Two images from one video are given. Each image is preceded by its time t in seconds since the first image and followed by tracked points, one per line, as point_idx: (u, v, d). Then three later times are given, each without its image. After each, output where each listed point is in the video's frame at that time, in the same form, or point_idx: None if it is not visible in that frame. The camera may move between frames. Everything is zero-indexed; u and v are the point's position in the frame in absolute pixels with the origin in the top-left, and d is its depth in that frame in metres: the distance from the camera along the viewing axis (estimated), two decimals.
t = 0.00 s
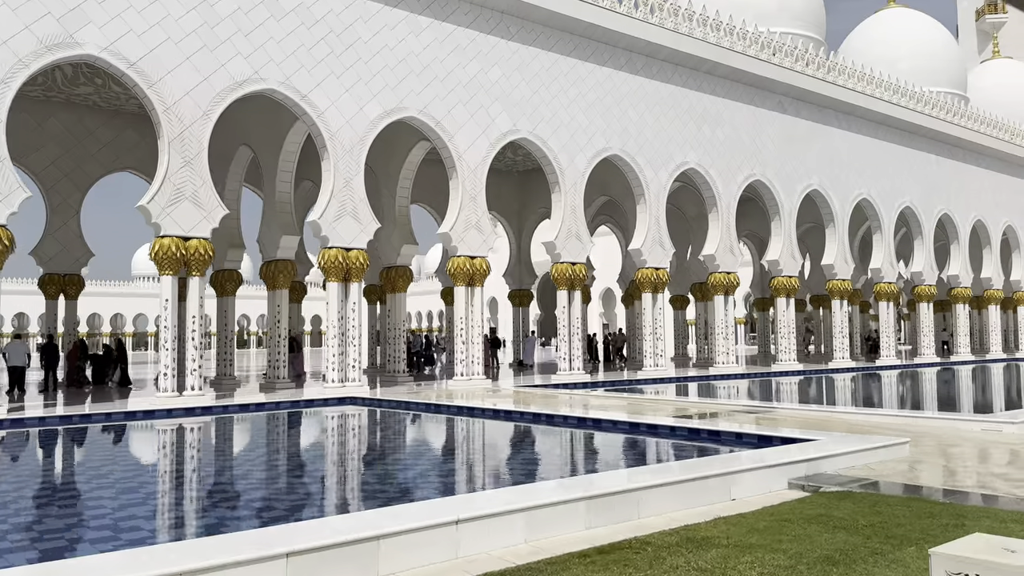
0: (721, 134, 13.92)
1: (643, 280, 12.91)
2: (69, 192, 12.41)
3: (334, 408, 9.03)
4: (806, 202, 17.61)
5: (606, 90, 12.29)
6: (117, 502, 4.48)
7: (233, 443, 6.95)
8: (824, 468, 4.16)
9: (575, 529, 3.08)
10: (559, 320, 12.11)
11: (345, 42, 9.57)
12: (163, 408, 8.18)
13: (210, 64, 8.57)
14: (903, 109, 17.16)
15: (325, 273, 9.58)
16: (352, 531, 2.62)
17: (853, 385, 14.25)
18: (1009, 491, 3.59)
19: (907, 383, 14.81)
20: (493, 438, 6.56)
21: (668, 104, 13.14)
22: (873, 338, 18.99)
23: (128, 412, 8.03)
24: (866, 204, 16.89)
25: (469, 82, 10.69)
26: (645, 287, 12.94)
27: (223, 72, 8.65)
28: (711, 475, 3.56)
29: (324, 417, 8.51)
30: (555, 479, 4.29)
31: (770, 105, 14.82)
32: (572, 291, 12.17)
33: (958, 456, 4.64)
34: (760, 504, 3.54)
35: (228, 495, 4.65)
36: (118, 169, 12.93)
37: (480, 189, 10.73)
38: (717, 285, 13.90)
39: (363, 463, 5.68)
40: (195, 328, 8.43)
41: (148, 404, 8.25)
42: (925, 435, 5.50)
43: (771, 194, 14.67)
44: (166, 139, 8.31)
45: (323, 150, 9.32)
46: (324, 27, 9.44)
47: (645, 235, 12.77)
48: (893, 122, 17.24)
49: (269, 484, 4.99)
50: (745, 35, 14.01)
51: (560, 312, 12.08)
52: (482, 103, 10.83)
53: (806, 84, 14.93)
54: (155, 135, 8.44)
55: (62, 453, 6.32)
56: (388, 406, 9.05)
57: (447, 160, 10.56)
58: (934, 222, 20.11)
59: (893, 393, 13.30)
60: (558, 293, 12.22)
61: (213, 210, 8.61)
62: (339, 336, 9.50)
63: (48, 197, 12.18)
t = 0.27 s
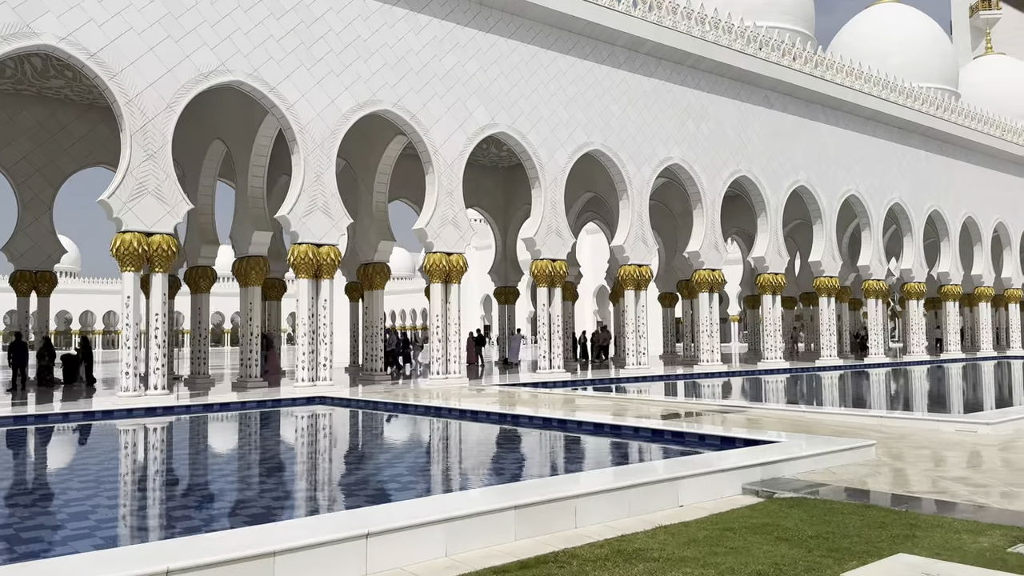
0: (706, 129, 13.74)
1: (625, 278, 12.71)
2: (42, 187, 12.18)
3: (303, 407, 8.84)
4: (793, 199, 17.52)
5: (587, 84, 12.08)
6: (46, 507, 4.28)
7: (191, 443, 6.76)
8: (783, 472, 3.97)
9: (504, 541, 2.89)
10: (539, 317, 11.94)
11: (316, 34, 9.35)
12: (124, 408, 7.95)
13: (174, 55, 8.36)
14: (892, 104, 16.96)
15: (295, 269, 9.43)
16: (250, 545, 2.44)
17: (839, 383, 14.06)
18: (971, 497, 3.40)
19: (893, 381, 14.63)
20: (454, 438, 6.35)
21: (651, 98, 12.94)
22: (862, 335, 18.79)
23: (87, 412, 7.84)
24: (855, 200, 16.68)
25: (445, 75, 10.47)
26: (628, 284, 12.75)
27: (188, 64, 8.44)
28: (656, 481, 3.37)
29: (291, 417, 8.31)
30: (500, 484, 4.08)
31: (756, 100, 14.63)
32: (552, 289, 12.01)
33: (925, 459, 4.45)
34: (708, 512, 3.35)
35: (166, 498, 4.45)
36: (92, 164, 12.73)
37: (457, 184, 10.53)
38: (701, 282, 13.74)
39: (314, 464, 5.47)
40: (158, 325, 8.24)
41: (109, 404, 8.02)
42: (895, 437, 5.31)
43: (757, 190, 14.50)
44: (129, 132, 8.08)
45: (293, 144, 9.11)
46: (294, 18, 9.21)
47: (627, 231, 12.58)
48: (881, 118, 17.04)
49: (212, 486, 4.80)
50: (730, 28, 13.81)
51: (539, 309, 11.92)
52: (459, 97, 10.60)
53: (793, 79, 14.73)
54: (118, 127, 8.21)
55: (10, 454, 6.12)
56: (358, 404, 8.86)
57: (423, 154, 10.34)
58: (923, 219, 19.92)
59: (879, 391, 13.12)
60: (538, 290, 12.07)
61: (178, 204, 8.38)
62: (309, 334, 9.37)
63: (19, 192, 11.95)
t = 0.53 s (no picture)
0: (690, 124, 13.53)
1: (607, 274, 12.51)
2: (13, 181, 11.96)
3: (271, 407, 8.63)
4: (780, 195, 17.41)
5: (569, 77, 11.86)
6: None
7: (145, 443, 6.54)
8: (736, 477, 3.78)
9: (420, 554, 2.71)
10: (518, 315, 11.75)
11: (286, 24, 9.10)
12: (81, 408, 7.66)
13: (137, 45, 8.12)
14: (882, 100, 16.77)
15: (264, 266, 9.16)
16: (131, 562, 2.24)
17: (825, 381, 13.87)
18: (926, 503, 3.22)
19: (881, 379, 14.43)
20: (414, 437, 6.15)
21: (634, 92, 12.72)
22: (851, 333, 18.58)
23: (44, 411, 7.58)
24: (843, 196, 16.47)
25: (421, 67, 10.22)
26: (610, 281, 12.54)
27: (151, 54, 8.20)
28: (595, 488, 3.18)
29: (256, 416, 8.08)
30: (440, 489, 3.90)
31: (742, 94, 14.43)
32: (532, 285, 11.82)
33: (889, 461, 4.27)
34: (650, 520, 3.16)
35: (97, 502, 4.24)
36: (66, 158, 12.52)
37: (433, 179, 10.30)
38: (686, 279, 13.54)
39: (263, 464, 5.28)
40: (119, 323, 7.97)
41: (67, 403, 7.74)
42: (863, 439, 5.12)
43: (743, 186, 14.31)
44: (89, 124, 7.79)
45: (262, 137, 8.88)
46: (262, 7, 8.96)
47: (609, 227, 12.38)
48: (871, 113, 16.85)
49: (150, 489, 4.59)
50: (716, 21, 13.59)
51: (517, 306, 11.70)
52: (435, 89, 10.35)
53: (780, 73, 14.53)
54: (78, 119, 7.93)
55: None
56: (326, 403, 8.65)
57: (398, 148, 10.11)
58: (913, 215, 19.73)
59: (865, 389, 12.93)
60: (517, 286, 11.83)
61: (140, 198, 8.08)
62: (279, 332, 9.17)
63: None
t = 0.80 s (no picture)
0: (675, 119, 13.33)
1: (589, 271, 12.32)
2: None
3: (236, 407, 8.39)
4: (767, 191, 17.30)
5: (549, 70, 11.63)
6: None
7: (96, 444, 6.33)
8: (684, 483, 3.58)
9: (322, 571, 2.52)
10: (497, 312, 11.51)
11: (254, 14, 8.90)
12: (39, 408, 7.45)
13: (98, 35, 7.88)
14: (871, 95, 16.57)
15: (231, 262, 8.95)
16: None
17: (812, 379, 13.69)
18: (878, 512, 3.02)
19: (868, 377, 14.24)
20: (371, 439, 5.95)
21: (617, 86, 12.50)
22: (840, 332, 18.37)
23: None
24: (832, 193, 16.26)
25: (395, 59, 10.01)
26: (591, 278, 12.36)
27: (112, 45, 7.97)
28: (526, 497, 2.99)
29: (218, 417, 7.86)
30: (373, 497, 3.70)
31: (728, 89, 14.23)
32: (512, 283, 11.57)
33: (851, 466, 4.06)
34: (581, 531, 2.96)
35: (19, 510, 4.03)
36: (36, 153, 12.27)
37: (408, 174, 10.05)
38: (670, 276, 13.36)
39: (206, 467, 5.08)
40: (78, 320, 7.78)
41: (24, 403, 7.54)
42: (830, 442, 4.92)
43: (728, 182, 14.13)
44: (47, 116, 7.55)
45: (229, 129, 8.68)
46: None
47: (590, 224, 12.19)
48: (860, 109, 16.65)
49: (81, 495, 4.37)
50: (701, 15, 13.38)
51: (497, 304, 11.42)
52: (410, 81, 10.14)
53: (767, 68, 14.32)
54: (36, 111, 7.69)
55: None
56: (293, 403, 8.40)
57: (372, 141, 9.88)
58: (904, 212, 19.54)
59: (851, 388, 12.73)
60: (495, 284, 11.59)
61: (101, 192, 7.88)
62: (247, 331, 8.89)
63: None
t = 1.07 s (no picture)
0: (658, 113, 13.12)
1: (570, 268, 12.18)
2: None
3: (198, 407, 8.08)
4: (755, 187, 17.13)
5: (530, 64, 11.34)
6: None
7: (41, 444, 6.11)
8: (626, 490, 3.38)
9: None
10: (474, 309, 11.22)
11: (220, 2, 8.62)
12: None
13: (56, 23, 7.63)
14: (860, 91, 16.37)
15: (196, 257, 8.76)
16: None
17: (797, 378, 13.52)
18: (822, 523, 2.82)
19: (855, 376, 14.07)
20: (325, 439, 5.74)
21: (599, 80, 12.27)
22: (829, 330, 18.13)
23: None
24: (819, 189, 16.06)
25: (369, 50, 9.67)
26: (573, 275, 12.21)
27: (71, 33, 7.72)
28: (448, 506, 2.78)
29: (178, 416, 7.64)
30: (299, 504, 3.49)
31: (713, 84, 14.03)
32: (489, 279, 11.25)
33: (808, 471, 3.86)
34: (505, 544, 2.76)
35: None
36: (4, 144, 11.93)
37: (382, 168, 9.64)
38: (653, 274, 13.18)
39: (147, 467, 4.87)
40: (34, 317, 7.65)
41: None
42: (794, 445, 4.72)
43: (713, 178, 13.94)
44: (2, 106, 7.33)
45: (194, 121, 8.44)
46: None
47: (571, 220, 12.01)
48: (849, 105, 16.46)
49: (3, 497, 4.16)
50: (686, 8, 13.17)
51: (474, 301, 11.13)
52: (384, 73, 9.78)
53: (752, 62, 14.12)
54: None
55: None
56: (256, 403, 8.09)
57: (344, 135, 9.50)
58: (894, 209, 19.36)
59: (836, 386, 12.55)
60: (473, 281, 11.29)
61: (59, 185, 7.66)
62: (212, 329, 8.68)
63: None
